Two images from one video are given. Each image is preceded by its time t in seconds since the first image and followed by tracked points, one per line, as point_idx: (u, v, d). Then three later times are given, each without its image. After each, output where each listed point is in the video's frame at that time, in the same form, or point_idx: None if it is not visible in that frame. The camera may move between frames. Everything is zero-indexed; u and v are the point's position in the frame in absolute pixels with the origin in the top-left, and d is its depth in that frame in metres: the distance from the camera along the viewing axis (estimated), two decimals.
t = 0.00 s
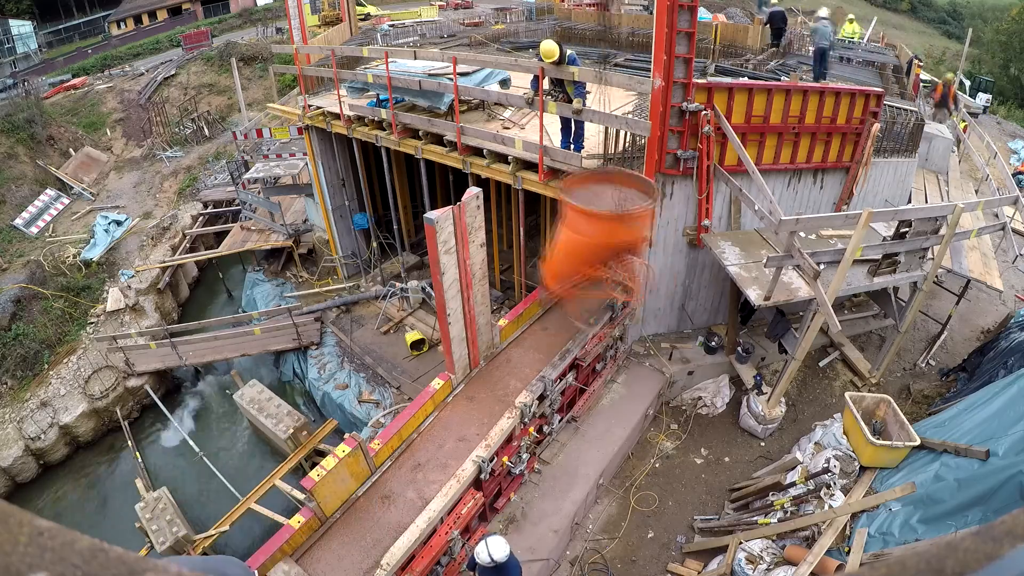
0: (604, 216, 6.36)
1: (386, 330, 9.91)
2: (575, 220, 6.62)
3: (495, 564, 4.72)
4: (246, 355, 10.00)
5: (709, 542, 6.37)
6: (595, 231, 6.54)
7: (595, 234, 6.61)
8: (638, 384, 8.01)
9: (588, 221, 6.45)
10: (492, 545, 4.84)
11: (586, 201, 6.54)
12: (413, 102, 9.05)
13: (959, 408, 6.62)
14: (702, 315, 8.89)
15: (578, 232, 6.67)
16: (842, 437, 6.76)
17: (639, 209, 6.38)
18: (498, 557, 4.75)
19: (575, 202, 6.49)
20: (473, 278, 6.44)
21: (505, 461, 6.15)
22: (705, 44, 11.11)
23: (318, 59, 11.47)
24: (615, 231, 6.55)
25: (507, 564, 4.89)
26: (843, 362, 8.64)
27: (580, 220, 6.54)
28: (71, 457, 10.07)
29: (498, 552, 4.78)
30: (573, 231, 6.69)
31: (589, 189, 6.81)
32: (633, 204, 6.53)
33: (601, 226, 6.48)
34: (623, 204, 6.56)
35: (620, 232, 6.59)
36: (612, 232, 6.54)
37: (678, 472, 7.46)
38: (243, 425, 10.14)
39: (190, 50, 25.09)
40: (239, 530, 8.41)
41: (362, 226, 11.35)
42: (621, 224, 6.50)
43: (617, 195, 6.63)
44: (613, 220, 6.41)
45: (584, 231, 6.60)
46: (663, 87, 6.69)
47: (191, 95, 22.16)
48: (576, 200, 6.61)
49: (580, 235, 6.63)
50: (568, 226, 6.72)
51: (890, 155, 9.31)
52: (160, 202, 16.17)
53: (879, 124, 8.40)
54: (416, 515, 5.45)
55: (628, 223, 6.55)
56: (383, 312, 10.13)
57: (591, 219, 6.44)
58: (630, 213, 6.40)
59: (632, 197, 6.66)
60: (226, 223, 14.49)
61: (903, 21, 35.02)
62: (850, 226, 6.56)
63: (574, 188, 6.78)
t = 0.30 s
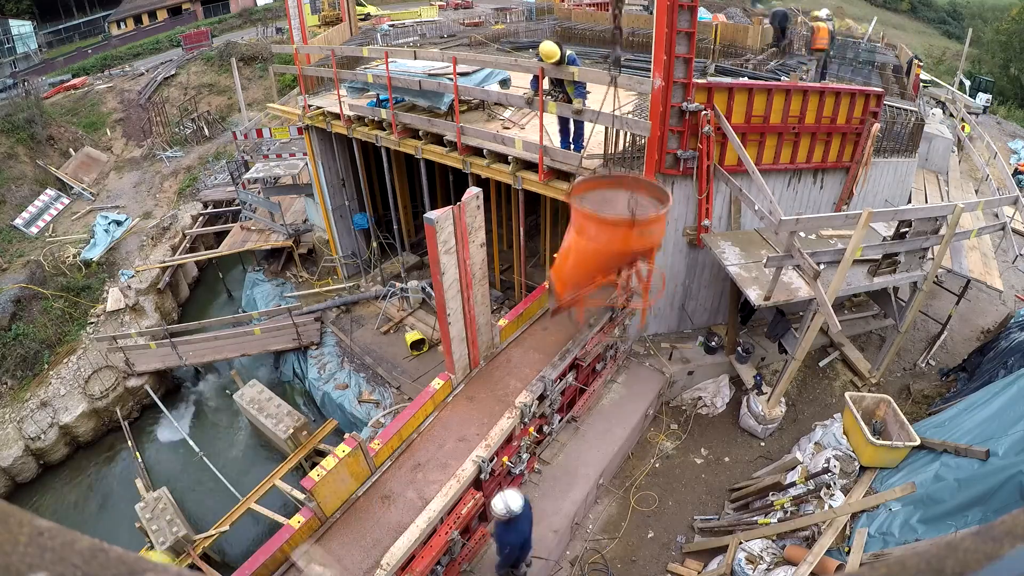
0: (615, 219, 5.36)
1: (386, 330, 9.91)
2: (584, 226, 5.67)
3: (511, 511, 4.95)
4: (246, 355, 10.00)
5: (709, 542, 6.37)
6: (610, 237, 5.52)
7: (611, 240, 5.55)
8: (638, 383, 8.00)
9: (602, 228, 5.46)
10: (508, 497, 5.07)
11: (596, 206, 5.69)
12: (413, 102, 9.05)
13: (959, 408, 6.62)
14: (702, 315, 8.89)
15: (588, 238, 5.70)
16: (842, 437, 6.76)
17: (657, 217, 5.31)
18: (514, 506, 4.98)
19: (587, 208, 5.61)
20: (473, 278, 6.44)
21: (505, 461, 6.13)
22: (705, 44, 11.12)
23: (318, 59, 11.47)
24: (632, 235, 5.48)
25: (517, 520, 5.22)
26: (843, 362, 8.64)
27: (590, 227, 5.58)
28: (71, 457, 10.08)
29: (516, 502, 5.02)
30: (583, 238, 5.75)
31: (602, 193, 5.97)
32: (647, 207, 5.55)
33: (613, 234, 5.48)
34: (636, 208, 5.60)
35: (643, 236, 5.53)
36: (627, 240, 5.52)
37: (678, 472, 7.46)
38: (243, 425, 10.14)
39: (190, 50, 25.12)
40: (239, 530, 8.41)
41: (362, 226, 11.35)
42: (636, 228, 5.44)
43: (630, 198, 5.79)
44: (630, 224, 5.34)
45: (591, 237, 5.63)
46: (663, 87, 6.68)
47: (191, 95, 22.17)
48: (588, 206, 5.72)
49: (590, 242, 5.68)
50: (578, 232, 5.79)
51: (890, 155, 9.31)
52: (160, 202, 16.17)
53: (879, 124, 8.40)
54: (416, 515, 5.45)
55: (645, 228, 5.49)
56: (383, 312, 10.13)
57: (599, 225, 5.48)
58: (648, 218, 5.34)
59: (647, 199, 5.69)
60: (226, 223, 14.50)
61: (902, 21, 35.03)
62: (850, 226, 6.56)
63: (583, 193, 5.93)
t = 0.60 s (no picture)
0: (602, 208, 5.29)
1: (386, 330, 9.91)
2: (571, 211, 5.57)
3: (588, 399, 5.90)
4: (246, 355, 10.00)
5: (709, 542, 6.37)
6: (591, 227, 5.43)
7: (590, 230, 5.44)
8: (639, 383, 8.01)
9: (585, 213, 5.37)
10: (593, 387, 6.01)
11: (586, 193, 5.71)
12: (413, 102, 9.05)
13: (959, 408, 6.62)
14: (702, 315, 8.88)
15: (574, 225, 5.57)
16: (841, 437, 6.76)
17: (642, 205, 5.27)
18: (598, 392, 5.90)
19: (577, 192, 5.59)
20: (473, 278, 6.44)
21: (505, 461, 6.12)
22: (705, 44, 11.13)
23: (318, 59, 11.47)
24: (613, 227, 5.39)
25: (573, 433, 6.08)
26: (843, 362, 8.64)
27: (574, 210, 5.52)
28: (70, 457, 10.08)
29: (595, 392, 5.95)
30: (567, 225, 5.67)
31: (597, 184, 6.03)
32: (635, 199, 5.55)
33: (598, 219, 5.34)
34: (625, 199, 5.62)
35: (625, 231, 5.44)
36: (612, 230, 5.40)
37: (678, 472, 7.47)
38: (243, 425, 10.14)
39: (190, 50, 25.12)
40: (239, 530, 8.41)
41: (362, 226, 11.34)
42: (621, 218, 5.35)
43: (619, 190, 5.78)
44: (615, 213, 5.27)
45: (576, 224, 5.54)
46: (663, 87, 6.68)
47: (191, 95, 22.17)
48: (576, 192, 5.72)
49: (576, 230, 5.55)
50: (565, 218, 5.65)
51: (890, 155, 9.31)
52: (160, 202, 16.17)
53: (879, 124, 8.40)
54: (416, 515, 5.45)
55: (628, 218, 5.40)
56: (383, 312, 10.13)
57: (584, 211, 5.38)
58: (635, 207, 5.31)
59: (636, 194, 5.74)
60: (226, 223, 14.50)
61: (903, 21, 35.00)
62: (850, 226, 6.57)
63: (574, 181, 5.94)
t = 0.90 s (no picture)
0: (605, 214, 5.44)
1: (386, 330, 9.91)
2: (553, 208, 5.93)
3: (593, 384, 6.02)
4: (246, 355, 9.99)
5: (709, 542, 6.37)
6: (592, 238, 5.57)
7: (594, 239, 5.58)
8: (639, 384, 8.00)
9: (587, 224, 5.47)
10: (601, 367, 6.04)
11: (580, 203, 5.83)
12: (413, 102, 9.05)
13: (959, 408, 6.63)
14: (702, 315, 8.88)
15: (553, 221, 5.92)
16: (841, 437, 6.76)
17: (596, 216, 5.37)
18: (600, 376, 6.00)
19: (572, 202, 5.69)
20: (473, 278, 6.44)
21: (505, 461, 6.12)
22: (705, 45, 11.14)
23: (318, 59, 11.47)
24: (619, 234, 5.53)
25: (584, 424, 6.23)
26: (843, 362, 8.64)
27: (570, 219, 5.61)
28: (70, 457, 10.08)
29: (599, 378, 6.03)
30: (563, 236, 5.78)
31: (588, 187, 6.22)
32: (632, 204, 5.76)
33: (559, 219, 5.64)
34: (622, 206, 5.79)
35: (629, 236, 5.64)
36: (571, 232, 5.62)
37: (678, 472, 7.46)
38: (243, 425, 10.14)
39: (190, 50, 25.14)
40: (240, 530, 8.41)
41: (362, 226, 11.35)
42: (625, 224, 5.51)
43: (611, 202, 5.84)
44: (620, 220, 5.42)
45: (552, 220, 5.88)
46: (663, 88, 6.68)
47: (191, 95, 22.18)
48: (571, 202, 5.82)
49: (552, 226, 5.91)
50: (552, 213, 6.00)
51: (890, 155, 9.31)
52: (160, 202, 16.17)
53: (879, 124, 8.40)
54: (416, 515, 5.45)
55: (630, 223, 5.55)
56: (383, 312, 10.13)
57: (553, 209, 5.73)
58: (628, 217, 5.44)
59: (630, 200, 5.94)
60: (226, 223, 14.49)
61: (902, 21, 34.99)
62: (850, 226, 6.57)
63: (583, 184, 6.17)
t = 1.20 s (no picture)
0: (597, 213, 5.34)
1: (386, 330, 9.91)
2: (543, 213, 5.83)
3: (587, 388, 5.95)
4: (246, 355, 9.99)
5: (709, 542, 6.37)
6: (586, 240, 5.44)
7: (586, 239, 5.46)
8: (639, 384, 8.00)
9: (578, 225, 5.35)
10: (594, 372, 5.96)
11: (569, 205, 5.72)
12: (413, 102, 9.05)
13: (959, 408, 6.63)
14: (702, 315, 8.88)
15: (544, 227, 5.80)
16: (841, 437, 6.76)
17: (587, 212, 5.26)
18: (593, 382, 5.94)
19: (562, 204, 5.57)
20: (473, 279, 6.45)
21: (505, 461, 6.11)
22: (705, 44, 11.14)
23: (318, 59, 11.48)
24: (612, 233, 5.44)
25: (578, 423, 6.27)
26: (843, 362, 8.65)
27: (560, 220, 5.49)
28: (70, 457, 10.08)
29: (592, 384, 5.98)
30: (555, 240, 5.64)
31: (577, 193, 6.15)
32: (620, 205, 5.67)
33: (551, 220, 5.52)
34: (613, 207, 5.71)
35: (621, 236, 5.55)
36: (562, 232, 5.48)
37: (678, 472, 7.46)
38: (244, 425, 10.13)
39: (190, 50, 25.14)
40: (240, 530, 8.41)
41: (362, 226, 11.35)
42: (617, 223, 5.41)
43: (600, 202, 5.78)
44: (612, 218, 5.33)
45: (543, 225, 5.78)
46: (663, 88, 6.68)
47: (191, 95, 22.18)
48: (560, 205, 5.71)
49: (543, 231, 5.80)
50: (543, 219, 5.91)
51: (890, 155, 9.31)
52: (160, 202, 16.17)
53: (879, 124, 8.40)
54: (416, 515, 5.45)
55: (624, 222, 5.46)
56: (383, 312, 10.13)
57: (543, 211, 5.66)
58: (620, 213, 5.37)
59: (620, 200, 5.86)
60: (226, 223, 14.49)
61: (902, 21, 35.00)
62: (850, 226, 6.57)
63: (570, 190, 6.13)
